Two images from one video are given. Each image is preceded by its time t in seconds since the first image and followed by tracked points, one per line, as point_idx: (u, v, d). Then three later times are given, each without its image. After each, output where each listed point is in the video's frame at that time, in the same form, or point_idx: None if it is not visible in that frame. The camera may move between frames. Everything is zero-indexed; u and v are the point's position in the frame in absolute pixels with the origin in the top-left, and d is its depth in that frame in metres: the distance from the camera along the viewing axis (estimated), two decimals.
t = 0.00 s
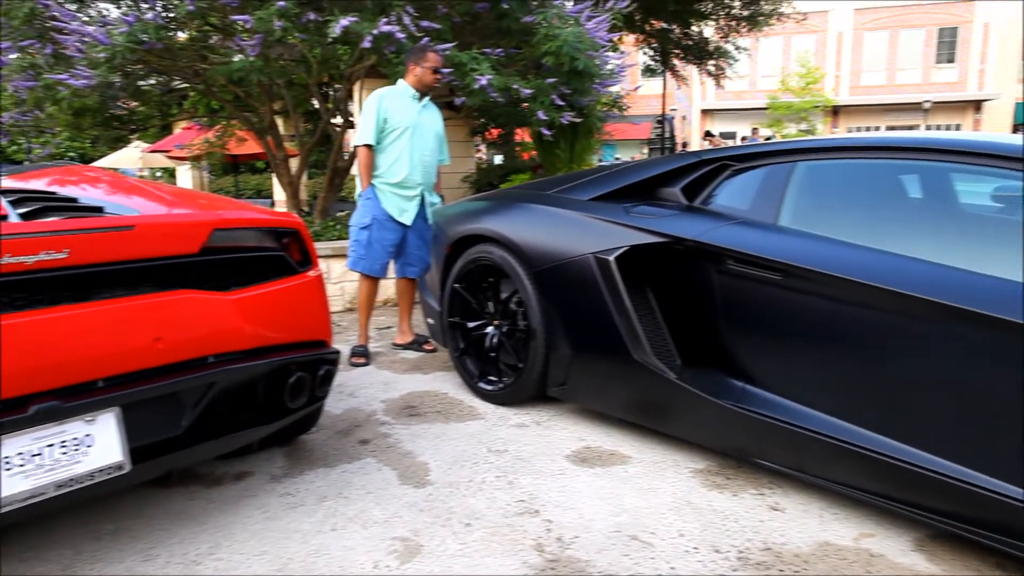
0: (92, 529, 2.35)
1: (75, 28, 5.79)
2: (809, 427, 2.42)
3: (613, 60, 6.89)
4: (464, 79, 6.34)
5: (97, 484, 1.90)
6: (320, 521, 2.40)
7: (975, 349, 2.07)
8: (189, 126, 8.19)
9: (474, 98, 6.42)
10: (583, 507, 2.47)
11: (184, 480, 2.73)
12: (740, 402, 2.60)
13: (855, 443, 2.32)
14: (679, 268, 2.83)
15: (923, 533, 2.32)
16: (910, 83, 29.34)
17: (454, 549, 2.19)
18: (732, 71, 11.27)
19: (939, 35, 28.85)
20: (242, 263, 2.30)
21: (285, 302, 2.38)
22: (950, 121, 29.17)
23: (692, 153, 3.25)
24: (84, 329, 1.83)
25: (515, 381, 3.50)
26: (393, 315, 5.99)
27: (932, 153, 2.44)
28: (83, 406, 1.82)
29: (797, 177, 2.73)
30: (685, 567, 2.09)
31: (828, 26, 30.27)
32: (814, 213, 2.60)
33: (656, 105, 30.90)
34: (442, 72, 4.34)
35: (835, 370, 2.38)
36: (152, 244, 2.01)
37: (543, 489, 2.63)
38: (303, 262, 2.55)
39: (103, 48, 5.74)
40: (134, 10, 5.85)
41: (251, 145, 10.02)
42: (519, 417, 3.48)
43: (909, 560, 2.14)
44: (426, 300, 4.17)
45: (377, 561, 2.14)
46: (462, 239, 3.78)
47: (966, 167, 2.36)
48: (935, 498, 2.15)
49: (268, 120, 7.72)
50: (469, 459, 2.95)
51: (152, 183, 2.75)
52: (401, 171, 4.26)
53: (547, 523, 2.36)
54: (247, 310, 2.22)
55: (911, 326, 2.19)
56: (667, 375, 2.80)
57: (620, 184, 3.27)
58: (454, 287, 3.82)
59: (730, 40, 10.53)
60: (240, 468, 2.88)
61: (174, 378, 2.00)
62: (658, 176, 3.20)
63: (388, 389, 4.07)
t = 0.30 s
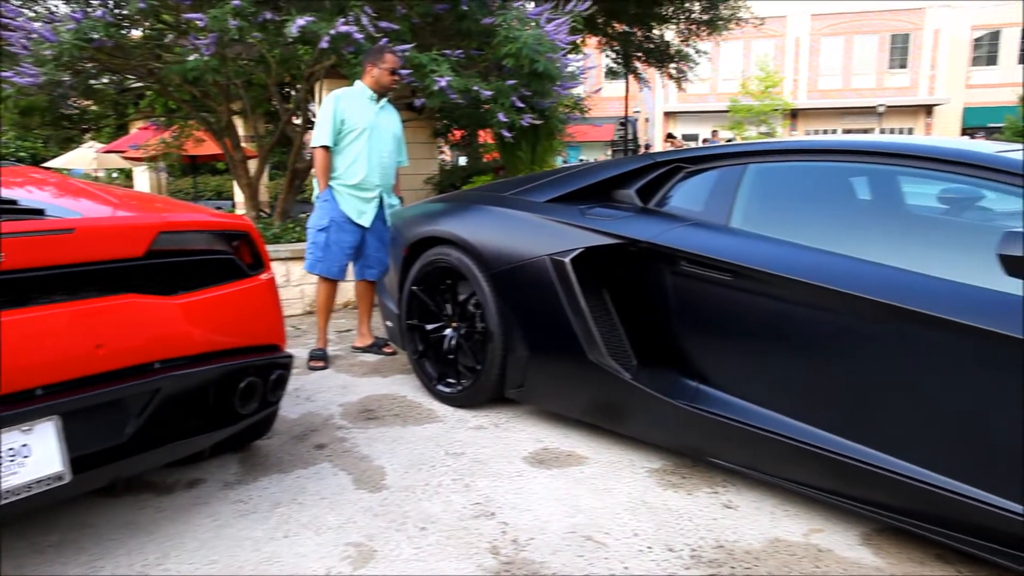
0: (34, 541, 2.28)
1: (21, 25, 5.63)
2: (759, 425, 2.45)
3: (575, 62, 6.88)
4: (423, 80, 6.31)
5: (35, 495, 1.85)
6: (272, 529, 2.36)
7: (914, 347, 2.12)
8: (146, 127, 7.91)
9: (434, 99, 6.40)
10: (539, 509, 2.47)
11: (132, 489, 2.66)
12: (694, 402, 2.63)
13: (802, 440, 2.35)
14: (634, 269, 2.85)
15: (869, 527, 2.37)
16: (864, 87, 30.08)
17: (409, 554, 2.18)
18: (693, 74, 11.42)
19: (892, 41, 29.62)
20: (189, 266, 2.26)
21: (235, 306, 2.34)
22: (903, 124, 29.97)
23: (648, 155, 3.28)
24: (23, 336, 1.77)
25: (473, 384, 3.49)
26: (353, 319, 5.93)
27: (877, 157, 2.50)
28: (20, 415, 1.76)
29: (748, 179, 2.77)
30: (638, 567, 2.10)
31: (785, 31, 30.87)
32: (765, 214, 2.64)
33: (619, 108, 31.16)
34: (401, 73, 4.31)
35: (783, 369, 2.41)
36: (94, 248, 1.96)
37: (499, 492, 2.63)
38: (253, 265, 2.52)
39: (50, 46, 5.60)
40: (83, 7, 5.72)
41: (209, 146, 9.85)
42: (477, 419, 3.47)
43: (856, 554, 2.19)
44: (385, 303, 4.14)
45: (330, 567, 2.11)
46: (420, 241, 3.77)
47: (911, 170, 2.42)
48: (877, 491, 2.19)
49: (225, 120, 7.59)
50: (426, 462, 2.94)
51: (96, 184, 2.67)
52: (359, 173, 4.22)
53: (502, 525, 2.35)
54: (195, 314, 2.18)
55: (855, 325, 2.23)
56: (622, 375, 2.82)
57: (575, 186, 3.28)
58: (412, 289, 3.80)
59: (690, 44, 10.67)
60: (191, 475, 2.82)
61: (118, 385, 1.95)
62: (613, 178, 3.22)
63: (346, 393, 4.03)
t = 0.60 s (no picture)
0: None
1: None
2: (708, 422, 2.47)
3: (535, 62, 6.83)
4: (381, 79, 6.26)
5: None
6: (220, 535, 2.31)
7: (856, 343, 2.15)
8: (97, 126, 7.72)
9: (392, 99, 6.35)
10: (493, 509, 2.47)
11: (76, 498, 2.59)
12: (645, 399, 2.65)
13: (748, 435, 2.38)
14: (587, 268, 2.86)
15: (817, 519, 2.41)
16: (819, 89, 30.75)
17: (360, 557, 2.16)
18: (654, 74, 11.54)
19: (846, 44, 30.33)
20: (133, 268, 2.20)
21: (181, 309, 2.30)
22: (857, 125, 30.72)
23: (602, 155, 3.30)
24: None
25: (429, 385, 3.47)
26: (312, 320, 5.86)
27: (823, 155, 2.54)
28: None
29: (698, 178, 2.80)
30: (590, 564, 2.11)
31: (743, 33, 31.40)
32: (715, 214, 2.67)
33: (581, 108, 31.37)
34: (356, 71, 4.26)
35: (732, 365, 2.43)
36: (31, 250, 1.89)
37: (453, 492, 2.62)
38: (201, 267, 2.48)
39: None
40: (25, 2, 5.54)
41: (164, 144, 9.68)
42: (434, 420, 3.45)
43: (803, 546, 2.23)
44: (341, 304, 4.09)
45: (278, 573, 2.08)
46: (375, 242, 3.74)
47: (856, 168, 2.45)
48: (820, 485, 2.23)
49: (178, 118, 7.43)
50: (381, 464, 2.91)
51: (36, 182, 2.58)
52: (314, 172, 4.16)
53: (455, 526, 2.34)
54: (138, 318, 2.13)
55: (800, 323, 2.26)
56: (575, 374, 2.84)
57: (530, 186, 3.28)
58: (367, 290, 3.76)
59: (650, 45, 10.77)
60: (139, 482, 2.75)
61: (56, 391, 1.91)
62: (567, 178, 3.23)
63: (301, 396, 3.97)
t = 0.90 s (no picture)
0: None
1: None
2: (661, 418, 2.49)
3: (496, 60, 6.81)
4: (339, 77, 6.19)
5: None
6: (167, 542, 2.26)
7: (802, 340, 2.18)
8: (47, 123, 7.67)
9: (350, 96, 6.27)
10: (448, 510, 2.46)
11: (16, 506, 2.51)
12: (600, 397, 2.66)
13: (700, 432, 2.39)
14: (541, 267, 2.86)
15: (769, 514, 2.45)
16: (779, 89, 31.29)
17: (311, 561, 2.13)
18: (617, 74, 11.61)
19: (804, 46, 30.91)
20: (73, 268, 2.13)
21: (124, 310, 2.24)
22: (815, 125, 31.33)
23: (558, 154, 3.30)
24: None
25: (386, 385, 3.43)
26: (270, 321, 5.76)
27: (772, 154, 2.56)
28: None
29: (652, 176, 2.81)
30: (544, 563, 2.11)
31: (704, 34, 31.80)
32: (668, 212, 2.69)
33: (545, 107, 31.46)
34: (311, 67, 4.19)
35: (684, 362, 2.45)
36: None
37: (408, 493, 2.60)
38: (146, 267, 2.41)
39: None
40: None
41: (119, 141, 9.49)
42: (391, 421, 3.42)
43: (754, 540, 2.26)
44: (297, 304, 4.03)
45: None
46: (331, 241, 3.69)
47: (803, 167, 2.49)
48: (769, 480, 2.25)
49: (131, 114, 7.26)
50: (335, 466, 2.87)
51: None
52: (269, 170, 4.09)
53: (409, 527, 2.33)
54: (79, 320, 2.07)
55: (748, 319, 2.28)
56: (531, 372, 2.83)
57: (487, 184, 3.27)
58: (323, 290, 3.71)
59: (613, 45, 10.83)
60: (84, 489, 2.67)
61: None
62: (523, 176, 3.22)
63: (256, 397, 3.90)
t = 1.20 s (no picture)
0: None
1: None
2: (613, 419, 2.49)
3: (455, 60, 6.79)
4: (295, 75, 6.09)
5: None
6: (107, 554, 2.18)
7: (750, 341, 2.20)
8: None
9: (307, 95, 6.18)
10: (400, 514, 2.42)
11: None
12: (554, 399, 2.65)
13: (652, 432, 2.40)
14: (495, 267, 2.85)
15: (720, 512, 2.47)
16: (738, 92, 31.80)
17: (258, 570, 2.08)
18: (580, 75, 11.63)
19: (762, 49, 31.47)
20: (6, 270, 2.05)
21: (61, 314, 2.16)
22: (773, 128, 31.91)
23: (513, 154, 3.28)
24: None
25: (340, 388, 3.38)
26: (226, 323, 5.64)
27: (722, 155, 2.59)
28: None
29: (605, 177, 2.82)
30: (496, 567, 2.10)
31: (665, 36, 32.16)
32: (621, 212, 2.70)
33: (509, 108, 31.49)
34: (264, 65, 4.11)
35: (635, 362, 2.46)
36: None
37: (360, 498, 2.56)
38: (86, 270, 2.33)
39: None
40: None
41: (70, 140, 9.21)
42: (345, 424, 3.37)
43: (705, 539, 2.27)
44: (250, 306, 3.95)
45: None
46: (284, 242, 3.62)
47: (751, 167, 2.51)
48: (719, 479, 2.27)
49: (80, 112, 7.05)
50: (286, 472, 2.82)
51: None
52: (221, 170, 3.99)
53: (360, 533, 2.29)
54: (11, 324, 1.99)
55: (697, 320, 2.29)
56: (485, 374, 2.82)
57: (441, 184, 3.25)
58: (276, 291, 3.64)
59: (576, 46, 10.86)
60: (21, 500, 2.57)
61: None
62: (478, 177, 3.20)
63: (207, 402, 3.81)
